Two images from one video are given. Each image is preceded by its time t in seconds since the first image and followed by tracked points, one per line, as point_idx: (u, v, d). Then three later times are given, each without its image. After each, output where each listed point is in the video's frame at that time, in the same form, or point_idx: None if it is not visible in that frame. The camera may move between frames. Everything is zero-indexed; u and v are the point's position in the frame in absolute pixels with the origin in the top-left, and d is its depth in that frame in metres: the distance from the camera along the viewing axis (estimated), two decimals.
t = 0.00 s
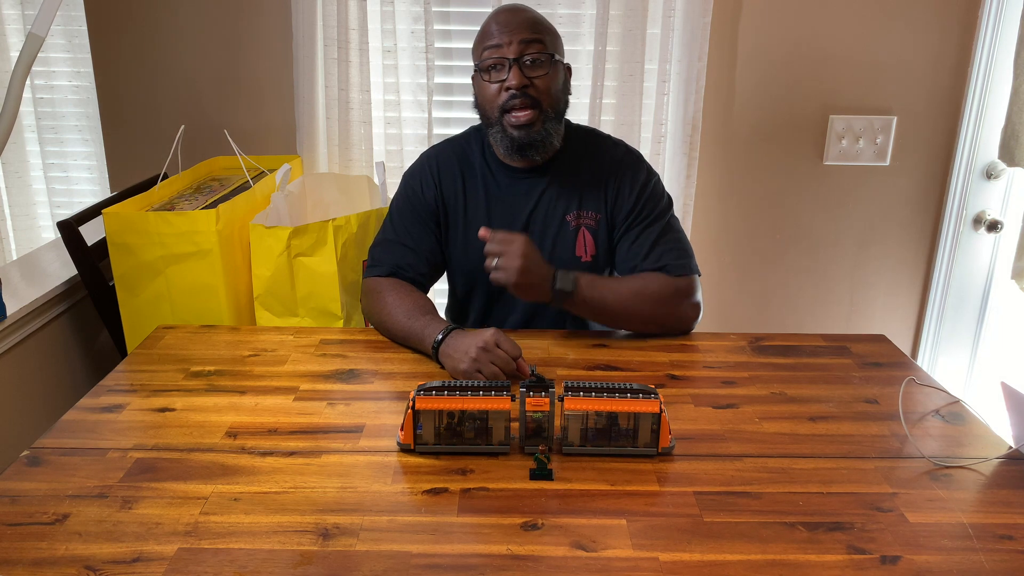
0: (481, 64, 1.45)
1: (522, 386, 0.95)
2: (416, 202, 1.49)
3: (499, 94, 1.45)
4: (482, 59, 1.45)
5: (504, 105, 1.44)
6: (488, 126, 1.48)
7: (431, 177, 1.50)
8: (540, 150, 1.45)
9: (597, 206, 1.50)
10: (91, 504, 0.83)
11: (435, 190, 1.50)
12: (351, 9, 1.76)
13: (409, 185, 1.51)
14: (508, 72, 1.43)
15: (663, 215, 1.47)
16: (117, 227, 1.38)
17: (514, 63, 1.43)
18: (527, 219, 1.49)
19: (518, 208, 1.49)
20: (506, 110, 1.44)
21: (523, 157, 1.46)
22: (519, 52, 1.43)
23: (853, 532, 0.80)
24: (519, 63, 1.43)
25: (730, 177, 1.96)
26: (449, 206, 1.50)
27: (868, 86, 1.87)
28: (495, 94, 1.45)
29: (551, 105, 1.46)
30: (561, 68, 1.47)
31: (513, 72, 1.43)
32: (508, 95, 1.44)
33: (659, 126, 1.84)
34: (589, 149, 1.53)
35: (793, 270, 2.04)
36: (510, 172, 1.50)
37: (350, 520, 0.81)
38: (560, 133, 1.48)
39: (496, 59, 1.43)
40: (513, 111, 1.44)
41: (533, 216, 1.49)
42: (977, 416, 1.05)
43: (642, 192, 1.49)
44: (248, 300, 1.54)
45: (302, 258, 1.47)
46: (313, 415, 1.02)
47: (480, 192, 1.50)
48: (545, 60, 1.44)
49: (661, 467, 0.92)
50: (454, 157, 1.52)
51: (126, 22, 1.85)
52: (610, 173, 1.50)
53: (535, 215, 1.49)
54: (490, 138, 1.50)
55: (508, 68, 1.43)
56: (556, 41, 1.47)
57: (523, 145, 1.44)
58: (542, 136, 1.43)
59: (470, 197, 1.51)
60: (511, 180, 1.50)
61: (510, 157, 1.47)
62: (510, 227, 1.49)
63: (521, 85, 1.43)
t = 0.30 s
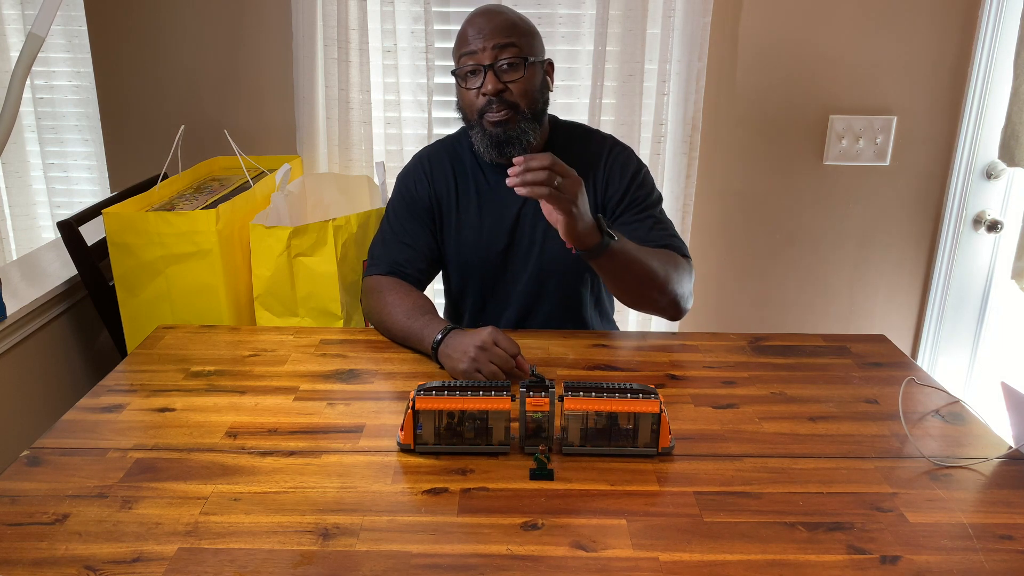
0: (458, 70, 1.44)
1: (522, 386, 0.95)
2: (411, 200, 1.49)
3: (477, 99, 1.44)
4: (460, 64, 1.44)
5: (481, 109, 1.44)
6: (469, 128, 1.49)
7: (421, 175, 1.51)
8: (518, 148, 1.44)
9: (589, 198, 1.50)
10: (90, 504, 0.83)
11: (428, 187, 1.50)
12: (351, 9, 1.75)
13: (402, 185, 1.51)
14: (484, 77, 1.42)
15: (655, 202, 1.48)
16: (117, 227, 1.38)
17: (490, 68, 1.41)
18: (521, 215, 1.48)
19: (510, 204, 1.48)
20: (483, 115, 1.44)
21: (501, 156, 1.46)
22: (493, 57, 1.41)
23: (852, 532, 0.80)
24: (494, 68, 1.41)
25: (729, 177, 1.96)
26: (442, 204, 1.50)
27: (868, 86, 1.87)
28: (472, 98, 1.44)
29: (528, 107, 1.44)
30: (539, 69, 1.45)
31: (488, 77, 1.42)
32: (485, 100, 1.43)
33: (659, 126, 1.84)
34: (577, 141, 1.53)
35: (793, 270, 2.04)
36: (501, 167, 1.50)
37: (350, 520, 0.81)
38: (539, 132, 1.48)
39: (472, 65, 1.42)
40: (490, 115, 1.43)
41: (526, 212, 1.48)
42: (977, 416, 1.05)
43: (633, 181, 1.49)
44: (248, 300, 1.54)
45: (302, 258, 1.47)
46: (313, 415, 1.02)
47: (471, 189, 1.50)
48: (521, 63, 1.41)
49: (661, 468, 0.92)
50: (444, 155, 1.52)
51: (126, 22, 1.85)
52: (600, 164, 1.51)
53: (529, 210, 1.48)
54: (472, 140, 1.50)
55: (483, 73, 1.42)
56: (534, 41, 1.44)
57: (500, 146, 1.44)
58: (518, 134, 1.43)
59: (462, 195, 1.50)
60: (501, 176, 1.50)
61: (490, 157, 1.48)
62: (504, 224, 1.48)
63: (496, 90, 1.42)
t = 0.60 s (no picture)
0: (455, 74, 1.44)
1: (522, 386, 0.95)
2: (404, 200, 1.50)
3: (478, 103, 1.43)
4: (457, 69, 1.43)
5: (484, 112, 1.42)
6: (469, 134, 1.47)
7: (413, 175, 1.51)
8: (524, 148, 1.45)
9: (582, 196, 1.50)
10: (90, 504, 0.83)
11: (421, 187, 1.50)
12: (351, 9, 1.75)
13: (396, 185, 1.51)
14: (484, 80, 1.42)
15: (648, 200, 1.48)
16: (117, 227, 1.38)
17: (489, 70, 1.41)
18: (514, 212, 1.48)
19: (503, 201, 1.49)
20: (486, 118, 1.43)
21: (508, 157, 1.46)
22: (491, 59, 1.41)
23: (853, 532, 0.80)
24: (493, 69, 1.41)
25: (728, 177, 1.96)
26: (436, 203, 1.50)
27: (868, 86, 1.87)
28: (473, 102, 1.44)
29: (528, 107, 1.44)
30: (533, 69, 1.46)
31: (489, 79, 1.41)
32: (488, 102, 1.42)
33: (659, 126, 1.84)
34: (570, 139, 1.53)
35: (792, 270, 2.04)
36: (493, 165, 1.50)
37: (350, 520, 0.81)
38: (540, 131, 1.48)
39: (471, 68, 1.41)
40: (494, 118, 1.42)
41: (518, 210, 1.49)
42: (977, 416, 1.05)
43: (625, 178, 1.49)
44: (248, 300, 1.54)
45: (302, 258, 1.47)
46: (313, 415, 1.02)
47: (463, 189, 1.50)
48: (518, 63, 1.42)
49: (662, 467, 0.92)
50: (437, 155, 1.53)
51: (127, 23, 1.85)
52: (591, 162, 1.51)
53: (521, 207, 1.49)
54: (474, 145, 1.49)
55: (483, 75, 1.41)
56: (522, 39, 1.45)
57: (507, 148, 1.44)
58: (524, 136, 1.43)
59: (456, 193, 1.51)
60: (494, 175, 1.50)
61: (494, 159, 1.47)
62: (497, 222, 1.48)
63: (499, 92, 1.41)
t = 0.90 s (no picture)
0: (453, 67, 1.45)
1: (522, 386, 0.95)
2: (402, 199, 1.49)
3: (474, 96, 1.45)
4: (454, 61, 1.44)
5: (479, 106, 1.44)
6: (464, 128, 1.48)
7: (411, 175, 1.50)
8: (517, 146, 1.44)
9: (580, 198, 1.50)
10: (90, 504, 0.83)
11: (418, 187, 1.50)
12: (351, 9, 1.75)
13: (393, 184, 1.51)
14: (481, 74, 1.44)
15: (645, 210, 1.50)
16: (117, 226, 1.38)
17: (486, 65, 1.42)
18: (510, 212, 1.49)
19: (500, 201, 1.49)
20: (481, 112, 1.44)
21: (500, 154, 1.46)
22: (490, 54, 1.42)
23: (853, 532, 0.80)
24: (491, 64, 1.42)
25: (728, 177, 1.96)
26: (433, 202, 1.50)
27: (868, 86, 1.87)
28: (470, 95, 1.45)
29: (523, 104, 1.46)
30: (530, 67, 1.48)
31: (486, 73, 1.43)
32: (484, 97, 1.44)
33: (659, 126, 1.84)
34: (568, 141, 1.53)
35: (792, 270, 2.04)
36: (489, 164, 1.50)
37: (350, 520, 0.81)
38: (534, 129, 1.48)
39: (469, 61, 1.42)
40: (488, 112, 1.43)
41: (514, 211, 1.49)
42: (976, 416, 1.05)
43: (624, 182, 1.50)
44: (248, 300, 1.54)
45: (302, 258, 1.47)
46: (313, 415, 1.02)
47: (461, 190, 1.50)
48: (516, 60, 1.44)
49: (662, 467, 0.92)
50: (435, 155, 1.53)
51: (127, 22, 1.85)
52: (589, 163, 1.51)
53: (518, 207, 1.49)
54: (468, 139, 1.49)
55: (481, 70, 1.43)
56: (522, 37, 1.47)
57: (500, 143, 1.43)
58: (518, 133, 1.43)
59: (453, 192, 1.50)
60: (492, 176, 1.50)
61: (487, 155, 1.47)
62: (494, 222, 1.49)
63: (496, 87, 1.43)
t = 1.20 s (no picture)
0: (469, 58, 1.45)
1: (522, 386, 0.95)
2: (407, 200, 1.49)
3: (488, 88, 1.44)
4: (471, 53, 1.44)
5: (493, 98, 1.43)
6: (476, 120, 1.48)
7: (417, 175, 1.50)
8: (528, 140, 1.44)
9: (587, 196, 1.50)
10: (90, 504, 0.83)
11: (423, 187, 1.50)
12: (351, 9, 1.75)
13: (398, 185, 1.51)
14: (498, 67, 1.43)
15: (653, 202, 1.49)
16: (117, 226, 1.38)
17: (504, 58, 1.42)
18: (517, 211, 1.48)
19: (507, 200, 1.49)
20: (495, 104, 1.43)
21: (511, 148, 1.45)
22: (507, 47, 1.42)
23: (852, 532, 0.80)
24: (508, 58, 1.42)
25: (729, 177, 1.96)
26: (438, 203, 1.50)
27: (869, 86, 1.87)
28: (484, 87, 1.44)
29: (538, 99, 1.45)
30: (546, 66, 1.48)
31: (503, 66, 1.42)
32: (499, 89, 1.43)
33: (659, 126, 1.84)
34: (574, 139, 1.54)
35: (792, 270, 2.04)
36: (495, 163, 1.50)
37: (350, 520, 0.81)
38: (546, 126, 1.48)
39: (486, 53, 1.42)
40: (502, 105, 1.43)
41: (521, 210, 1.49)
42: (976, 416, 1.05)
43: (630, 178, 1.50)
44: (248, 300, 1.54)
45: (302, 258, 1.47)
46: (313, 415, 1.02)
47: (467, 189, 1.50)
48: (533, 56, 1.44)
49: (662, 467, 0.92)
50: (440, 155, 1.52)
51: (126, 22, 1.85)
52: (595, 161, 1.52)
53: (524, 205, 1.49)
54: (479, 132, 1.49)
55: (498, 63, 1.43)
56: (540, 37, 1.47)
57: (512, 136, 1.43)
58: (531, 127, 1.43)
59: (458, 192, 1.50)
60: (497, 174, 1.50)
61: (498, 148, 1.46)
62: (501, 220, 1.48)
63: (511, 80, 1.43)
